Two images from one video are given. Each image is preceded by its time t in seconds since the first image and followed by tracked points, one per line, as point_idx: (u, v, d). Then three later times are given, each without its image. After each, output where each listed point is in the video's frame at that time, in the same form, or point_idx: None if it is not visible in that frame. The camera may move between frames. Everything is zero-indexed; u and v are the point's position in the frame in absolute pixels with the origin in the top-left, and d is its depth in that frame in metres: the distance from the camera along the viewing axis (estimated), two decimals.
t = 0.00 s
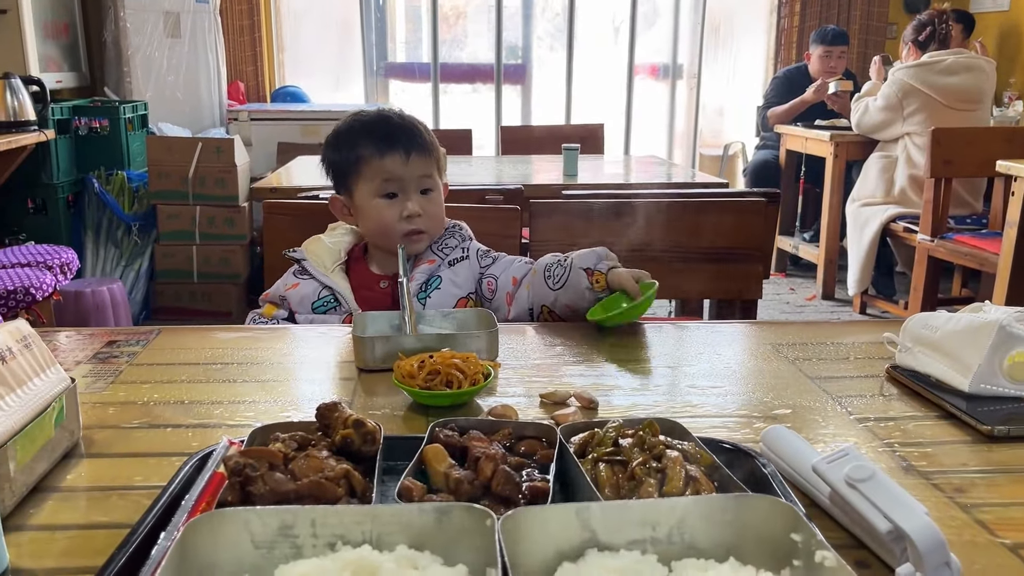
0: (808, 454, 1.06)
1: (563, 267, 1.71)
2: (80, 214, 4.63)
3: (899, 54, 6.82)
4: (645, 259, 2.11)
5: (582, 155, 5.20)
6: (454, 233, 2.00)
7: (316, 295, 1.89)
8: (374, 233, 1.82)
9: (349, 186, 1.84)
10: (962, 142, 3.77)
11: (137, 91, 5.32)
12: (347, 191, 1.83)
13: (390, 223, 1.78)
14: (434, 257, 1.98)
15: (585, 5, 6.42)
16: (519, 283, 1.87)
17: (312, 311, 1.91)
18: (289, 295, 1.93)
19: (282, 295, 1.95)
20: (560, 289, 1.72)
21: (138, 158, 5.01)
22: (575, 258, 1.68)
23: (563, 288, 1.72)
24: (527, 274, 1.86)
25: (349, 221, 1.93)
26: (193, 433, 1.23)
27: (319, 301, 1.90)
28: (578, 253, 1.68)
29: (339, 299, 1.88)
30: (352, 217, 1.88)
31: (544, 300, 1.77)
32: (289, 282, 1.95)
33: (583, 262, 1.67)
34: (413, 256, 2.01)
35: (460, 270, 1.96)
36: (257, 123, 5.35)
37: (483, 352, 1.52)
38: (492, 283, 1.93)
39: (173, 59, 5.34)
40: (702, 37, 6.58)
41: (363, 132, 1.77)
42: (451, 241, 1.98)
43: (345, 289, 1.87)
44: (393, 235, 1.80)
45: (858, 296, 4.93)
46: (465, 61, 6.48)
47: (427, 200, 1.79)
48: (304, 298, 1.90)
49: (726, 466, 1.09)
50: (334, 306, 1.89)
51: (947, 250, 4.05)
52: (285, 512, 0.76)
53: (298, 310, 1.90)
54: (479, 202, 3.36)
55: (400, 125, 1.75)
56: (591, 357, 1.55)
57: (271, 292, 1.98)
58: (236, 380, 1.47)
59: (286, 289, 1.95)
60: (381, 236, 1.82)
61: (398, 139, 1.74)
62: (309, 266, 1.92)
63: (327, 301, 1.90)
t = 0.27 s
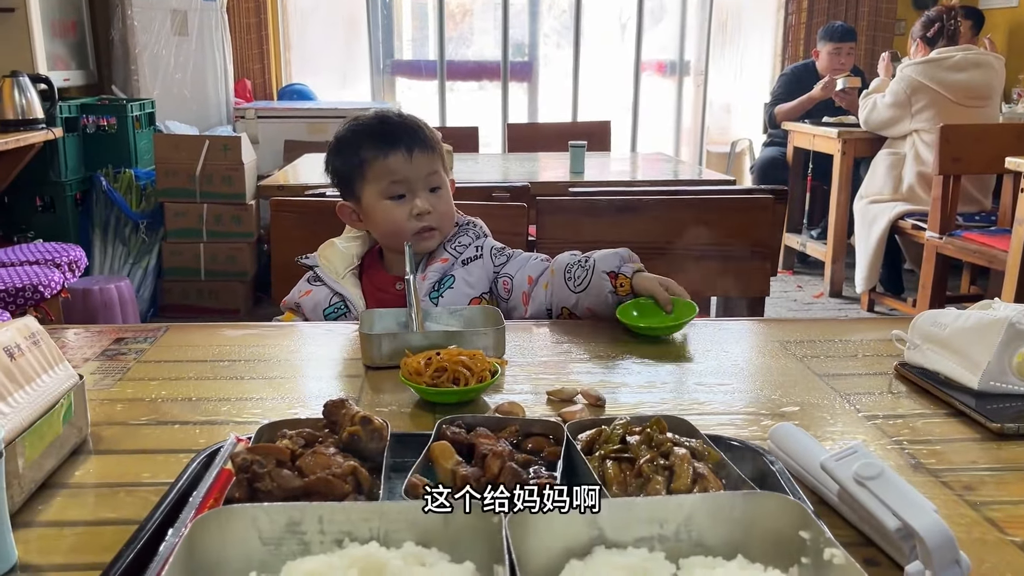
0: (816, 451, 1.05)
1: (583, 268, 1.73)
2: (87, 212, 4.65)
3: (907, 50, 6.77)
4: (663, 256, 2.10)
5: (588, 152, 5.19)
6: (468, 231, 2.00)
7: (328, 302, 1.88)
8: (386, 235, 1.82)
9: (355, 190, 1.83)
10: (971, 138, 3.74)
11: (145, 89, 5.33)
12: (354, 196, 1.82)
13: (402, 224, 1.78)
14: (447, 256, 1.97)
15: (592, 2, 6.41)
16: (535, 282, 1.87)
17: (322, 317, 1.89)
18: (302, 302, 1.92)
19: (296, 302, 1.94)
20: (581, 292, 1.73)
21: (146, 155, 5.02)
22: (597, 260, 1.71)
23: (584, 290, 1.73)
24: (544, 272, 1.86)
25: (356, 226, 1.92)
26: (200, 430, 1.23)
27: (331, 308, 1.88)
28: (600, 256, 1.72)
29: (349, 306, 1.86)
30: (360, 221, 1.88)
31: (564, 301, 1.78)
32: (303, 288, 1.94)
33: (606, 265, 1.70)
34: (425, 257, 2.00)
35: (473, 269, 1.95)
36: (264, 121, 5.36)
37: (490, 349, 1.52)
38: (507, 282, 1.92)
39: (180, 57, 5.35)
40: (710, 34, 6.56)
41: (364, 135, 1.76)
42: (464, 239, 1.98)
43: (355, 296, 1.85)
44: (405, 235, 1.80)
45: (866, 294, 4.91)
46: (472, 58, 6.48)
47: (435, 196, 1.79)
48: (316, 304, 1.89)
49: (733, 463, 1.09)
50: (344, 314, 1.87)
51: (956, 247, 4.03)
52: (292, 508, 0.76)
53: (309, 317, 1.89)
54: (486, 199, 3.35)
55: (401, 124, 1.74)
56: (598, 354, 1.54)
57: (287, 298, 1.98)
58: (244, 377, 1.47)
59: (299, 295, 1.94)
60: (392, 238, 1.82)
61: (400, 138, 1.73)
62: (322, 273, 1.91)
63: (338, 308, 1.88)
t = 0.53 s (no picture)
0: (821, 449, 1.05)
1: (591, 270, 1.72)
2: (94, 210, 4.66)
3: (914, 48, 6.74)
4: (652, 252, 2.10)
5: (594, 150, 5.18)
6: (475, 231, 2.00)
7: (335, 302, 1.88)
8: (396, 235, 1.82)
9: (366, 189, 1.83)
10: (978, 135, 3.72)
11: (151, 87, 5.34)
12: (366, 195, 1.82)
13: (415, 224, 1.79)
14: (454, 255, 1.96)
15: None
16: (542, 283, 1.87)
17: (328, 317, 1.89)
18: (308, 301, 1.92)
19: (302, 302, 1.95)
20: (588, 293, 1.73)
21: (152, 154, 5.03)
22: (604, 261, 1.71)
23: (591, 291, 1.73)
24: (551, 273, 1.86)
25: (364, 225, 1.91)
26: (206, 427, 1.23)
27: (337, 308, 1.89)
28: (607, 257, 1.71)
29: (355, 305, 1.87)
30: (370, 220, 1.88)
31: (570, 302, 1.78)
32: (310, 288, 1.95)
33: (612, 266, 1.70)
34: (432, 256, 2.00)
35: (480, 268, 1.95)
36: (270, 119, 5.36)
37: (495, 347, 1.51)
38: (512, 283, 1.93)
39: (186, 56, 5.36)
40: (715, 32, 6.54)
41: (378, 135, 1.75)
42: (471, 238, 1.97)
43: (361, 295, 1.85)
44: (417, 235, 1.81)
45: (872, 292, 4.89)
46: (477, 56, 6.48)
47: (448, 197, 1.80)
48: (323, 304, 1.90)
49: (738, 461, 1.08)
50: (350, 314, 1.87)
51: (962, 245, 4.01)
52: (297, 505, 0.76)
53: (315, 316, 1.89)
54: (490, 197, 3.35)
55: (416, 126, 1.73)
56: (602, 351, 1.54)
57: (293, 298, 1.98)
58: (249, 374, 1.47)
59: (305, 295, 1.94)
60: (403, 237, 1.83)
61: (415, 139, 1.73)
62: (328, 272, 1.91)
63: (344, 308, 1.89)
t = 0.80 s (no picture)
0: (826, 447, 1.05)
1: (592, 268, 1.72)
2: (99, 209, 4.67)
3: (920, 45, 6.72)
4: (660, 249, 2.09)
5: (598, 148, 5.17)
6: (478, 229, 1.99)
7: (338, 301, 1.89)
8: (396, 233, 1.82)
9: (365, 190, 1.83)
10: (984, 133, 3.70)
11: (156, 87, 5.35)
12: (365, 196, 1.82)
13: (413, 221, 1.78)
14: (457, 253, 1.96)
15: None
16: (544, 281, 1.87)
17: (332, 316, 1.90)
18: (312, 300, 1.92)
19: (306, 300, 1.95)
20: (589, 290, 1.73)
21: (157, 153, 5.04)
22: (605, 259, 1.70)
23: (592, 289, 1.72)
24: (553, 271, 1.85)
25: (365, 225, 1.92)
26: (211, 426, 1.23)
27: (341, 306, 1.89)
28: (608, 254, 1.70)
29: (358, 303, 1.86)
30: (370, 220, 1.87)
31: (571, 300, 1.78)
32: (314, 287, 1.95)
33: (613, 264, 1.69)
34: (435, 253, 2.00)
35: (483, 266, 1.95)
36: (275, 118, 5.37)
37: (499, 346, 1.51)
38: (516, 281, 1.93)
39: (192, 55, 5.37)
40: (721, 30, 6.52)
41: (373, 134, 1.76)
42: (474, 236, 1.97)
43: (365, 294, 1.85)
44: (416, 232, 1.80)
45: (878, 291, 4.88)
46: (482, 55, 6.48)
47: (445, 192, 1.79)
48: (326, 303, 1.89)
49: (743, 460, 1.08)
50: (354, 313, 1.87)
51: (968, 244, 3.99)
52: (300, 503, 0.76)
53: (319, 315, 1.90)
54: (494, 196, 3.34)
55: (410, 123, 1.74)
56: (607, 350, 1.54)
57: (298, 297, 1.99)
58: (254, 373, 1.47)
59: (309, 294, 1.94)
60: (403, 236, 1.82)
61: (409, 136, 1.73)
62: (332, 271, 1.91)
63: (348, 306, 1.89)
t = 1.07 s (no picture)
0: (831, 445, 1.04)
1: (586, 266, 1.74)
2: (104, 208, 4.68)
3: (925, 43, 6.68)
4: (667, 250, 2.10)
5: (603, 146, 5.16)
6: (479, 226, 1.98)
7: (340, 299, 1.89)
8: (395, 230, 1.81)
9: (363, 189, 1.83)
10: (989, 131, 3.68)
11: (161, 85, 5.36)
12: (363, 194, 1.83)
13: (410, 216, 1.78)
14: (459, 251, 1.95)
15: None
16: (547, 280, 1.88)
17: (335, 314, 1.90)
18: (314, 299, 1.92)
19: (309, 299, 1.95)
20: (583, 289, 1.74)
21: (162, 151, 5.05)
22: (597, 257, 1.72)
23: (586, 287, 1.73)
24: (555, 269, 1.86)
25: (366, 224, 1.91)
26: (216, 423, 1.23)
27: (343, 305, 1.89)
28: (599, 252, 1.72)
29: (360, 302, 1.86)
30: (370, 218, 1.87)
31: (567, 298, 1.79)
32: (316, 286, 1.95)
33: (604, 262, 1.70)
34: (437, 250, 1.99)
35: (486, 264, 1.94)
36: (279, 117, 5.37)
37: (503, 343, 1.51)
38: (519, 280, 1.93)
39: (196, 54, 5.38)
40: (725, 28, 6.50)
41: (367, 132, 1.77)
42: (476, 234, 1.96)
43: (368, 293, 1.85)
44: (414, 227, 1.80)
45: (883, 289, 4.86)
46: (486, 53, 6.47)
47: (441, 186, 1.78)
48: (329, 302, 1.89)
49: (748, 458, 1.07)
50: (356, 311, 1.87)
51: (973, 242, 3.98)
52: (304, 500, 0.76)
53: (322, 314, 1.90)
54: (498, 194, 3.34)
55: (404, 118, 1.74)
56: (610, 348, 1.53)
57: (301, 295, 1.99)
58: (258, 371, 1.47)
59: (311, 293, 1.94)
60: (402, 232, 1.82)
61: (402, 132, 1.73)
62: (334, 270, 1.91)
63: (350, 305, 1.89)
